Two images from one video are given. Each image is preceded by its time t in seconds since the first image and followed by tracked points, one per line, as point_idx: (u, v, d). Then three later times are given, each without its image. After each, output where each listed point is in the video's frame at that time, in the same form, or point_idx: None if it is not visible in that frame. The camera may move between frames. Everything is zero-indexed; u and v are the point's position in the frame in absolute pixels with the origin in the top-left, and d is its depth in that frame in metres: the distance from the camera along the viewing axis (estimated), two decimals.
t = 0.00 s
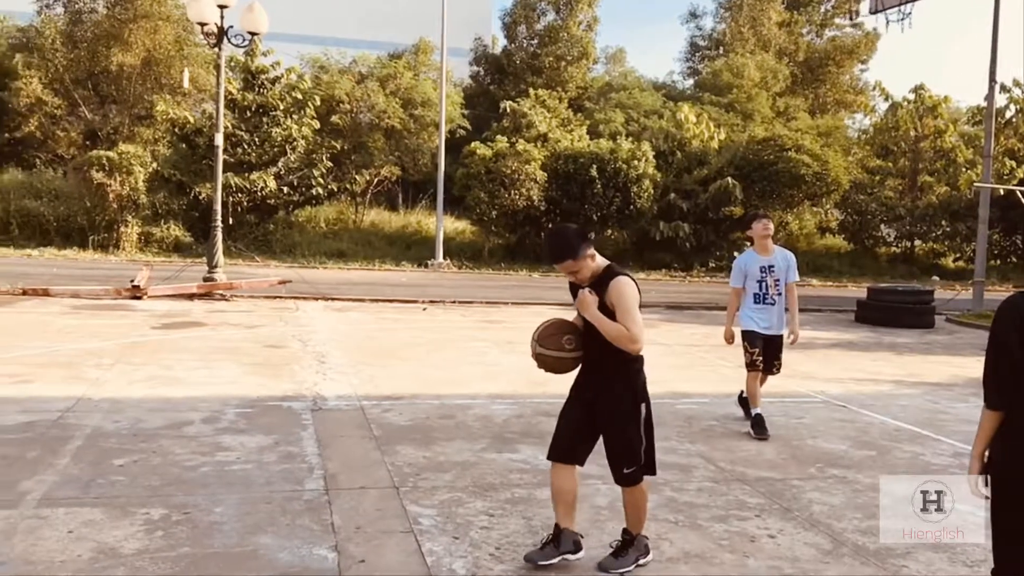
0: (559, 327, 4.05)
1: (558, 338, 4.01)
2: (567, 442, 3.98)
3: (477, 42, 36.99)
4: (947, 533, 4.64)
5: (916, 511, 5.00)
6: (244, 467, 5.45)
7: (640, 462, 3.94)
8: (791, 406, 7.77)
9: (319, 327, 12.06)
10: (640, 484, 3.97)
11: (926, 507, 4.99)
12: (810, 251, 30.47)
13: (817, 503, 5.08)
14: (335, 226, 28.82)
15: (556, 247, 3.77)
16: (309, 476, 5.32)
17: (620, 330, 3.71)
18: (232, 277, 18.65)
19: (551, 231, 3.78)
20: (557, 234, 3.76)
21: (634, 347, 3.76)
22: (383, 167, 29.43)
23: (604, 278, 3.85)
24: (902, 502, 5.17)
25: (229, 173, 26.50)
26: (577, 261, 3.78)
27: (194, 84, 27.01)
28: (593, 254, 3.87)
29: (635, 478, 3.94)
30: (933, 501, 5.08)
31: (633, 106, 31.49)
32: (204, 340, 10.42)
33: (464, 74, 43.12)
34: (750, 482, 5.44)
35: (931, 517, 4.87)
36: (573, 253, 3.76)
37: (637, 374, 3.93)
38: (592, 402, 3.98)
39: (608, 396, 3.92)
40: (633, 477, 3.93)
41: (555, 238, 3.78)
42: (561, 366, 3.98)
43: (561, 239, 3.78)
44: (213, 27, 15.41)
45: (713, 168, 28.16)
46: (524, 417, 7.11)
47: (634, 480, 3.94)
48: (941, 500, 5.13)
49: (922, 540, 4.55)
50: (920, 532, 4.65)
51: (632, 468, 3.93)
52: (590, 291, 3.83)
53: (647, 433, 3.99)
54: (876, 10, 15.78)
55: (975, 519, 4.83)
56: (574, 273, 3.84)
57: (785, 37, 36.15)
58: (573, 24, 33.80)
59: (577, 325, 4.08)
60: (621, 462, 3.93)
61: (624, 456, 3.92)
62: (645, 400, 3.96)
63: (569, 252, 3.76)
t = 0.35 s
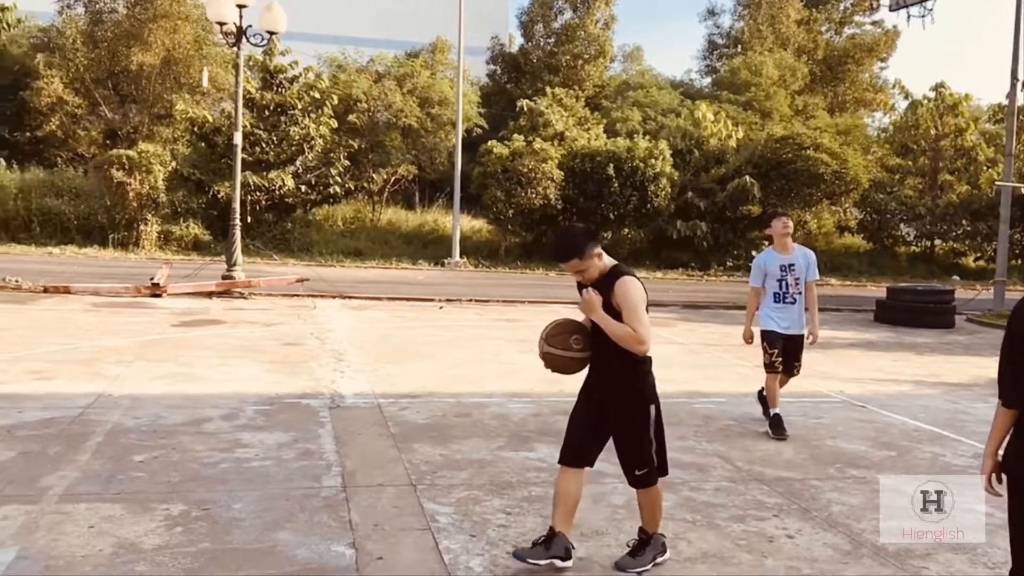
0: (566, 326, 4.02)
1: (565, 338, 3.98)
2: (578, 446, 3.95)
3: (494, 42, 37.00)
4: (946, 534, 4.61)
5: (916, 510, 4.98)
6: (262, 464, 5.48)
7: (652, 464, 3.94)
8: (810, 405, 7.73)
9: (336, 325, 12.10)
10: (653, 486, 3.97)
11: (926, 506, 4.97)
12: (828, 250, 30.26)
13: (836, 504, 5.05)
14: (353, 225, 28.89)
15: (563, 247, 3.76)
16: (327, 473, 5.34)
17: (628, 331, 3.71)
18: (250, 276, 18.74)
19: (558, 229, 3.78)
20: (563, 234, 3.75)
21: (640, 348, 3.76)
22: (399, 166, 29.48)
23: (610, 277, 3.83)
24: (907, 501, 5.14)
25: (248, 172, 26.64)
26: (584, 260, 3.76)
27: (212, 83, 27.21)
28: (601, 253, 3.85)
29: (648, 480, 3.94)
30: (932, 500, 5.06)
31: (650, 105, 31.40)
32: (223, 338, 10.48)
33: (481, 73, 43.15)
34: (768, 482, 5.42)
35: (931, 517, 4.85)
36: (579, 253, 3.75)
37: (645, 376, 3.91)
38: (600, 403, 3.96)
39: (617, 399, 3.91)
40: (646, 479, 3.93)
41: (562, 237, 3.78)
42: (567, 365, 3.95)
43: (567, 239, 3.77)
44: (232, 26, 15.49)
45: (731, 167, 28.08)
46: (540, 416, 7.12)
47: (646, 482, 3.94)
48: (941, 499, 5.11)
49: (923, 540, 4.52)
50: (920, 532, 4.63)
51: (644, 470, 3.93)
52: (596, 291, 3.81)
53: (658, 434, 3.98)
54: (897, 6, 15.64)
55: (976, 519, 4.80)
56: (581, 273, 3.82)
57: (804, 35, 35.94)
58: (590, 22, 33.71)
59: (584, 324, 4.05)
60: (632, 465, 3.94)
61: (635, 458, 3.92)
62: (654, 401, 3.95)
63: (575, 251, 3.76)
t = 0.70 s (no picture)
0: (575, 327, 4.01)
1: (573, 337, 3.97)
2: (590, 449, 3.95)
3: (513, 40, 37.00)
4: (947, 533, 4.58)
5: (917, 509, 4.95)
6: (283, 460, 5.52)
7: (665, 466, 3.92)
8: (831, 406, 7.67)
9: (356, 323, 12.14)
10: (667, 487, 3.95)
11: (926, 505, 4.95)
12: (850, 249, 30.04)
13: (858, 504, 5.01)
14: (372, 223, 28.98)
15: (570, 247, 3.76)
16: (348, 470, 5.37)
17: (634, 331, 3.68)
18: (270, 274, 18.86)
19: (566, 230, 3.79)
20: (570, 234, 3.76)
21: (647, 348, 3.73)
22: (418, 165, 29.54)
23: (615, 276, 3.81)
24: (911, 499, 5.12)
25: (268, 170, 26.79)
26: (591, 259, 3.76)
27: (233, 82, 27.42)
28: (608, 253, 3.84)
29: (661, 482, 3.92)
30: (933, 500, 5.03)
31: (670, 103, 31.27)
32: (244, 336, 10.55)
33: (499, 73, 43.16)
34: (789, 482, 5.38)
35: (932, 516, 4.82)
36: (587, 252, 3.75)
37: (654, 377, 3.89)
38: (611, 405, 3.95)
39: (627, 400, 3.89)
40: (659, 481, 3.91)
41: (569, 237, 3.77)
42: (573, 366, 3.94)
43: (575, 238, 3.77)
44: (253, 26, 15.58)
45: (751, 165, 27.93)
46: (559, 415, 7.11)
47: (659, 484, 3.93)
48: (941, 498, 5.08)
49: (923, 539, 4.49)
50: (920, 532, 4.59)
51: (657, 472, 3.91)
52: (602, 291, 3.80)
53: (669, 435, 3.96)
54: (921, 3, 15.48)
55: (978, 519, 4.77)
56: (588, 273, 3.82)
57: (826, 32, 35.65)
58: (610, 20, 33.60)
59: (593, 326, 4.04)
60: (646, 467, 3.92)
61: (648, 461, 3.91)
62: (665, 403, 3.92)
63: (582, 250, 3.76)
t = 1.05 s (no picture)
0: (582, 326, 4.00)
1: (581, 337, 3.96)
2: (598, 452, 3.92)
3: (529, 39, 36.99)
4: (946, 533, 4.55)
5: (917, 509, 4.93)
6: (300, 458, 5.54)
7: (675, 467, 3.92)
8: (849, 405, 7.62)
9: (372, 322, 12.17)
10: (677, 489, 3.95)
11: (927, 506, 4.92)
12: (869, 248, 29.85)
13: (876, 504, 4.98)
14: (388, 222, 29.08)
15: (576, 247, 3.74)
16: (364, 468, 5.39)
17: (639, 331, 3.68)
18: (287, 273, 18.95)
19: (571, 230, 3.76)
20: (577, 234, 3.73)
21: (650, 349, 3.74)
22: (434, 164, 29.58)
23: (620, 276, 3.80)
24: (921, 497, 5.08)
25: (286, 169, 26.91)
26: (598, 259, 3.74)
27: (251, 82, 27.59)
28: (614, 252, 3.83)
29: (671, 484, 3.92)
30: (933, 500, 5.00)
31: (686, 101, 31.14)
32: (261, 334, 10.60)
33: (516, 71, 43.15)
34: (806, 482, 5.35)
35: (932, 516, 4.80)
36: (594, 251, 3.72)
37: (661, 377, 3.89)
38: (617, 406, 3.93)
39: (635, 401, 3.87)
40: (669, 483, 3.91)
41: (575, 237, 3.74)
42: (579, 366, 3.92)
43: (580, 239, 3.74)
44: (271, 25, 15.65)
45: (769, 163, 27.72)
46: (575, 414, 7.10)
47: (670, 485, 3.92)
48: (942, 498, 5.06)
49: (925, 539, 4.47)
50: (920, 532, 4.56)
51: (667, 474, 3.91)
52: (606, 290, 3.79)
53: (676, 436, 3.96)
54: None
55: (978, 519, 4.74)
56: (597, 272, 3.80)
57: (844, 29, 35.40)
58: (626, 18, 33.52)
59: (599, 325, 4.03)
60: (655, 469, 3.91)
61: (657, 463, 3.90)
62: (671, 404, 3.93)
63: (589, 250, 3.74)
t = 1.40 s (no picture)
0: (589, 324, 3.97)
1: (586, 335, 3.92)
2: (604, 452, 3.92)
3: (547, 37, 36.95)
4: (945, 533, 4.52)
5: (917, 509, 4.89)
6: (318, 455, 5.57)
7: (681, 468, 3.92)
8: (869, 405, 7.57)
9: (390, 320, 12.21)
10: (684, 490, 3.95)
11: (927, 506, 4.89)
12: (889, 247, 29.65)
13: (897, 505, 4.93)
14: (406, 221, 29.16)
15: (581, 245, 3.74)
16: (383, 465, 5.41)
17: (641, 329, 3.68)
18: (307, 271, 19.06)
19: (577, 226, 3.76)
20: (581, 231, 3.73)
21: (653, 348, 3.72)
22: (452, 162, 29.63)
23: (623, 274, 3.78)
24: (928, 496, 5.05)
25: (305, 168, 27.05)
26: (604, 255, 3.74)
27: (270, 81, 27.75)
28: (619, 249, 3.82)
29: (677, 485, 3.92)
30: (933, 500, 4.96)
31: (705, 99, 30.99)
32: (281, 331, 10.67)
33: (534, 70, 43.11)
34: (826, 482, 5.32)
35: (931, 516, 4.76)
36: (600, 248, 3.73)
37: (665, 377, 3.87)
38: (621, 407, 3.92)
39: (640, 402, 3.86)
40: (676, 483, 3.91)
41: (579, 235, 3.75)
42: (585, 363, 3.88)
43: (584, 237, 3.74)
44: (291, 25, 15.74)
45: (789, 162, 27.54)
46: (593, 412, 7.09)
47: (676, 486, 3.92)
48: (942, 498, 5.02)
49: (923, 539, 4.43)
50: (919, 532, 4.53)
51: (674, 475, 3.91)
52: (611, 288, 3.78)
53: (681, 437, 3.96)
54: None
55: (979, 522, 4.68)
56: (601, 270, 3.79)
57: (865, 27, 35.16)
58: (644, 16, 33.43)
59: (605, 324, 3.99)
60: (660, 470, 3.91)
61: (664, 463, 3.90)
62: (675, 404, 3.92)
63: (594, 247, 3.74)
